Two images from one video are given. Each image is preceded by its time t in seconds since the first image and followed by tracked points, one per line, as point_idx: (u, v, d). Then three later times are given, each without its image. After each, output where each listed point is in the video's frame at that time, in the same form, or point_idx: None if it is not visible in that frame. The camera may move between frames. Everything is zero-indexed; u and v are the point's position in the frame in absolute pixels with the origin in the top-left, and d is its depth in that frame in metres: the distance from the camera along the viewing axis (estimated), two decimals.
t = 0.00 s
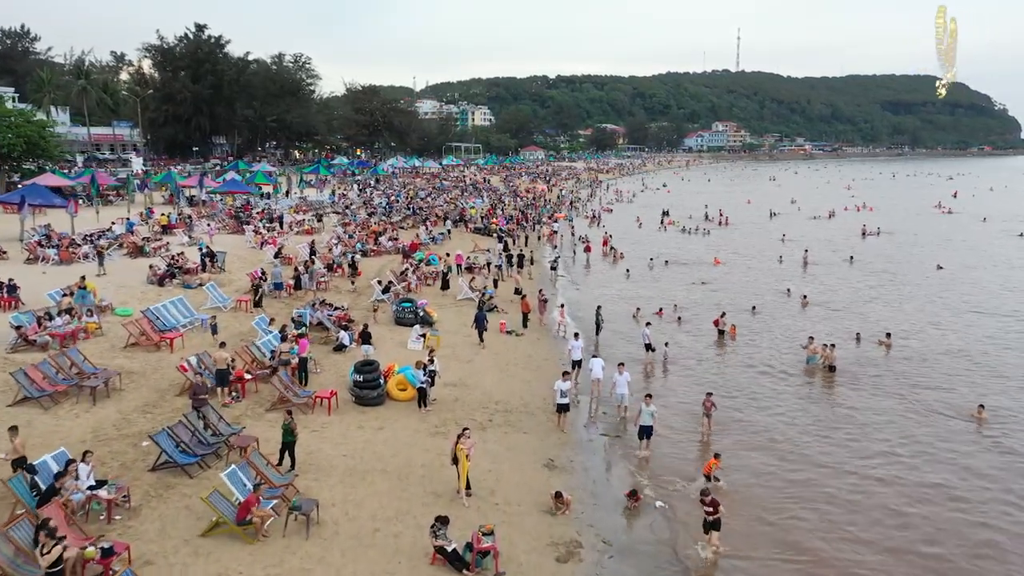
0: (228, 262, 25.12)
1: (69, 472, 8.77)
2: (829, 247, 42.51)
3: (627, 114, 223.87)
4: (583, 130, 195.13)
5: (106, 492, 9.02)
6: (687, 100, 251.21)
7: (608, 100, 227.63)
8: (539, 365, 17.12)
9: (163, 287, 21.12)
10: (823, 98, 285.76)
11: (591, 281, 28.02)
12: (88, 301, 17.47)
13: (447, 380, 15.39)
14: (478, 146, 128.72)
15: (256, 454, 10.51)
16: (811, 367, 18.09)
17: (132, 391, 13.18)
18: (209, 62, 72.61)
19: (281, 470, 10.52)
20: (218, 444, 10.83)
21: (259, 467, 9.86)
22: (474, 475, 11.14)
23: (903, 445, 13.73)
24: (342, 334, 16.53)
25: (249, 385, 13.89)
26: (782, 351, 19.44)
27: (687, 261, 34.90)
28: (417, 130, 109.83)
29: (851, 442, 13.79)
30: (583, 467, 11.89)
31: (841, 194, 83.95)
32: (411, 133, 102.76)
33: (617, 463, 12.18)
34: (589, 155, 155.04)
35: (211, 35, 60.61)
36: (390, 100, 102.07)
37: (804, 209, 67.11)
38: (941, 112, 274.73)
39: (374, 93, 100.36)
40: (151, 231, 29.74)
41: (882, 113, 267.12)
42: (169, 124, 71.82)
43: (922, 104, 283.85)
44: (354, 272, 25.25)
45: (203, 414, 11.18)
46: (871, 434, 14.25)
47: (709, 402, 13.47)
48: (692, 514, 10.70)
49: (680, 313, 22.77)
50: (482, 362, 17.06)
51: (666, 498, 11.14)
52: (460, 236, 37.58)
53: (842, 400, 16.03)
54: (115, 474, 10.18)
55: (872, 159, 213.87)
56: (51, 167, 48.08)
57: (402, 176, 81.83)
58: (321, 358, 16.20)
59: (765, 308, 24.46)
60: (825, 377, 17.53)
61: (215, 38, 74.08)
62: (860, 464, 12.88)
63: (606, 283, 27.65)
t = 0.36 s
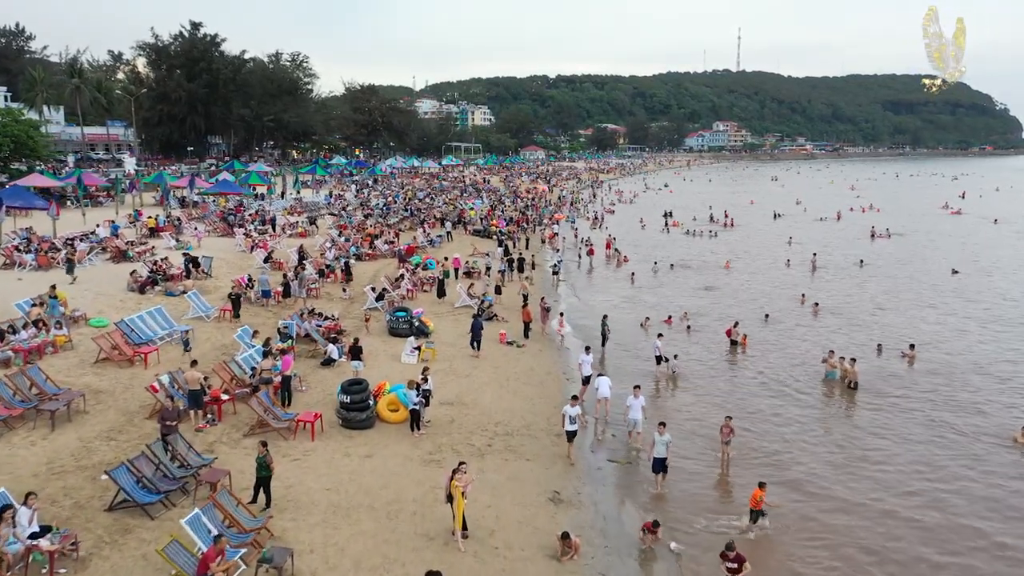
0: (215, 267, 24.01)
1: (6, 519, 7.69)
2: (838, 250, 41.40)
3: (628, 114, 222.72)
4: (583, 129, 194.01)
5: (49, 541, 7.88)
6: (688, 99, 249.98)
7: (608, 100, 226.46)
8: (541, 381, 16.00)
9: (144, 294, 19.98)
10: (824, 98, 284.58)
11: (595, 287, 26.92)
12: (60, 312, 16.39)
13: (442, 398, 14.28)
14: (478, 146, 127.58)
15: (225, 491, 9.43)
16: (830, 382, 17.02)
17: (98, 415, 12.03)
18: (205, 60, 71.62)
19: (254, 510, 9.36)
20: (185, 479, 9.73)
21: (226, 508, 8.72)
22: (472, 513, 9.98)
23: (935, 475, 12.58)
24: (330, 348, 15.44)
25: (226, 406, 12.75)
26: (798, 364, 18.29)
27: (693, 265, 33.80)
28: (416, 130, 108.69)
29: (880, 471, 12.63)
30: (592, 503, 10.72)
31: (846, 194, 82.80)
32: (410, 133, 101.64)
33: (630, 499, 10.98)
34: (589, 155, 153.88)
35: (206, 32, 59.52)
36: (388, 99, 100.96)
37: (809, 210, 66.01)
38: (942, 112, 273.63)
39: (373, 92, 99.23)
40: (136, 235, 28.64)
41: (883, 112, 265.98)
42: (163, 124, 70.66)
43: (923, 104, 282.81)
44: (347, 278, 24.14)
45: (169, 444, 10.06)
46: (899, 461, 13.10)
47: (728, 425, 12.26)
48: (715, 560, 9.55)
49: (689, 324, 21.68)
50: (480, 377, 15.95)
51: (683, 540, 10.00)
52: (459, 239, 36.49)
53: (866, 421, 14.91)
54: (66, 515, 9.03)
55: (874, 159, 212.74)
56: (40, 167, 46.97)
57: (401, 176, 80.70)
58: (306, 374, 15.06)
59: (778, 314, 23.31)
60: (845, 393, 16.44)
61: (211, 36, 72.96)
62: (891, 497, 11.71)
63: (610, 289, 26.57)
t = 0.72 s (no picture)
0: (198, 275, 22.70)
1: None
2: (850, 253, 40.06)
3: (629, 113, 221.28)
4: (584, 129, 192.76)
5: None
6: (689, 99, 248.50)
7: (609, 99, 225.08)
8: (545, 402, 14.68)
9: (119, 305, 18.66)
10: (826, 97, 283.14)
11: (601, 294, 25.59)
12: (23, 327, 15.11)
13: (436, 424, 12.95)
14: (478, 146, 126.21)
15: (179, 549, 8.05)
16: (855, 404, 15.67)
17: (49, 448, 10.74)
18: (199, 59, 70.30)
19: (213, 570, 8.00)
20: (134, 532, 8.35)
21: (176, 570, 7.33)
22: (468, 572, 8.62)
23: (981, 518, 11.18)
24: (315, 366, 14.14)
25: (195, 435, 11.46)
26: (820, 383, 16.94)
27: (701, 270, 32.47)
28: (416, 130, 107.31)
29: (918, 512, 11.25)
30: (607, 555, 9.36)
31: (853, 195, 81.33)
32: (410, 133, 100.25)
33: (650, 550, 9.61)
34: (590, 155, 152.49)
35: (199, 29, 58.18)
36: (387, 99, 99.61)
37: (816, 211, 64.66)
38: (944, 112, 272.21)
39: (372, 91, 97.95)
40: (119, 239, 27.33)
41: (885, 112, 264.60)
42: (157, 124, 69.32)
43: (925, 104, 281.41)
44: (339, 285, 22.83)
45: (118, 487, 8.72)
46: (941, 500, 11.70)
47: (762, 465, 10.86)
48: None
49: (701, 337, 20.35)
50: (478, 397, 14.62)
51: None
52: (458, 242, 35.16)
53: (898, 450, 13.52)
54: None
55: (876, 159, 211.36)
56: (27, 168, 45.65)
57: (400, 176, 79.35)
58: (288, 395, 13.77)
59: (795, 325, 21.94)
60: (875, 417, 15.08)
61: (206, 34, 71.69)
62: (934, 545, 10.33)
63: (616, 297, 25.22)
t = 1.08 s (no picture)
0: (180, 283, 21.36)
1: None
2: (862, 257, 38.72)
3: (630, 113, 219.84)
4: (585, 129, 191.26)
5: None
6: (690, 99, 246.96)
7: (609, 99, 223.59)
8: (550, 429, 13.35)
9: (91, 317, 17.33)
10: (827, 97, 281.69)
11: (606, 303, 24.29)
12: None
13: (427, 456, 11.62)
14: (478, 146, 124.82)
15: None
16: (885, 429, 14.33)
17: None
18: (194, 57, 68.65)
19: None
20: None
21: None
22: None
23: None
24: (297, 389, 12.81)
25: (156, 472, 10.13)
26: (846, 404, 15.57)
27: (710, 276, 31.15)
28: (415, 130, 105.88)
29: (971, 565, 9.94)
30: None
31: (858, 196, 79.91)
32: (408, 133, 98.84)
33: None
34: (591, 155, 151.09)
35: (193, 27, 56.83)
36: (386, 98, 98.23)
37: (823, 212, 63.32)
38: (946, 111, 270.83)
39: (370, 91, 96.54)
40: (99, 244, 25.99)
41: (886, 112, 263.23)
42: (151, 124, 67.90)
43: (926, 103, 280.13)
44: (330, 295, 21.49)
45: (50, 548, 7.39)
46: (994, 551, 10.35)
47: (802, 515, 9.55)
48: None
49: (714, 352, 19.00)
50: (475, 423, 13.27)
51: None
52: (456, 246, 33.80)
53: (939, 485, 12.16)
54: None
55: (878, 159, 210.04)
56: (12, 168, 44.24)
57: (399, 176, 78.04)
58: (265, 422, 12.44)
59: (813, 337, 20.56)
60: (906, 444, 13.76)
61: (200, 33, 70.26)
62: None
63: (622, 307, 23.85)
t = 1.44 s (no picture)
0: (162, 291, 20.23)
1: None
2: (873, 261, 37.57)
3: (630, 113, 218.63)
4: (585, 129, 190.04)
5: None
6: (691, 98, 245.79)
7: (610, 99, 222.37)
8: (554, 458, 12.19)
9: (62, 330, 16.20)
10: (828, 96, 280.44)
11: (612, 311, 23.14)
12: None
13: (419, 492, 10.45)
14: (478, 146, 123.61)
15: None
16: (918, 456, 13.17)
17: None
18: (188, 56, 67.51)
19: None
20: None
21: None
22: None
23: None
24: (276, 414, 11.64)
25: (109, 515, 8.97)
26: (872, 427, 14.43)
27: (718, 281, 29.99)
28: (414, 130, 104.70)
29: None
30: None
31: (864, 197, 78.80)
32: (408, 133, 97.70)
33: None
34: (592, 155, 149.86)
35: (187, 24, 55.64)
36: (385, 98, 97.09)
37: (829, 214, 62.19)
38: (948, 111, 269.62)
39: (369, 91, 95.39)
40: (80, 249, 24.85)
41: (888, 112, 262.07)
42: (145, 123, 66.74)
43: (928, 103, 278.96)
44: (321, 304, 20.33)
45: None
46: None
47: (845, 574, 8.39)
48: None
49: (728, 365, 17.81)
50: (472, 450, 12.09)
51: None
52: (455, 250, 32.65)
53: (982, 524, 11.01)
54: None
55: (880, 159, 208.89)
56: None
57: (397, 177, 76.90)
58: (239, 451, 11.26)
59: (831, 350, 19.42)
60: (943, 474, 12.59)
61: (196, 31, 69.11)
62: None
63: (628, 315, 22.68)
